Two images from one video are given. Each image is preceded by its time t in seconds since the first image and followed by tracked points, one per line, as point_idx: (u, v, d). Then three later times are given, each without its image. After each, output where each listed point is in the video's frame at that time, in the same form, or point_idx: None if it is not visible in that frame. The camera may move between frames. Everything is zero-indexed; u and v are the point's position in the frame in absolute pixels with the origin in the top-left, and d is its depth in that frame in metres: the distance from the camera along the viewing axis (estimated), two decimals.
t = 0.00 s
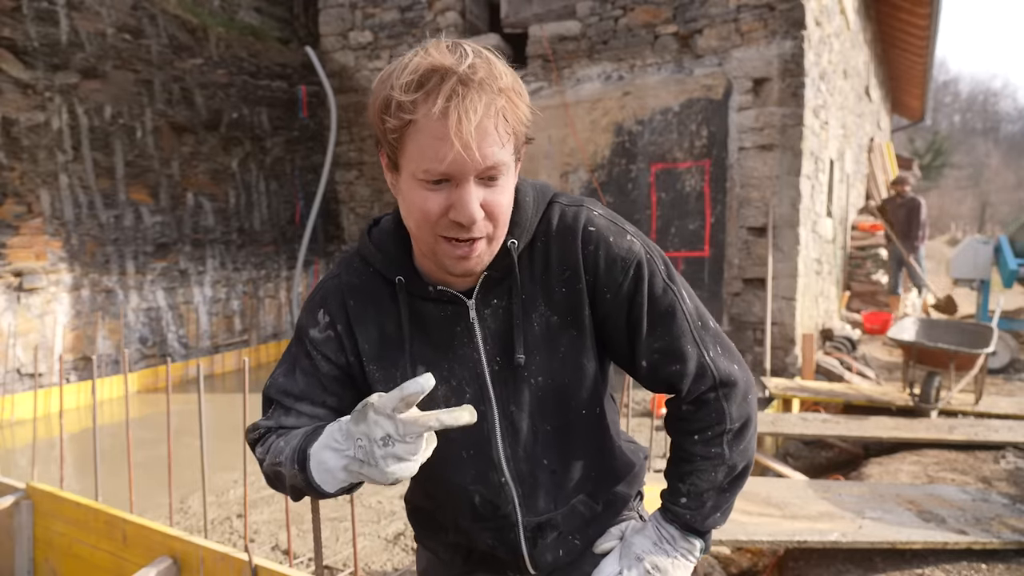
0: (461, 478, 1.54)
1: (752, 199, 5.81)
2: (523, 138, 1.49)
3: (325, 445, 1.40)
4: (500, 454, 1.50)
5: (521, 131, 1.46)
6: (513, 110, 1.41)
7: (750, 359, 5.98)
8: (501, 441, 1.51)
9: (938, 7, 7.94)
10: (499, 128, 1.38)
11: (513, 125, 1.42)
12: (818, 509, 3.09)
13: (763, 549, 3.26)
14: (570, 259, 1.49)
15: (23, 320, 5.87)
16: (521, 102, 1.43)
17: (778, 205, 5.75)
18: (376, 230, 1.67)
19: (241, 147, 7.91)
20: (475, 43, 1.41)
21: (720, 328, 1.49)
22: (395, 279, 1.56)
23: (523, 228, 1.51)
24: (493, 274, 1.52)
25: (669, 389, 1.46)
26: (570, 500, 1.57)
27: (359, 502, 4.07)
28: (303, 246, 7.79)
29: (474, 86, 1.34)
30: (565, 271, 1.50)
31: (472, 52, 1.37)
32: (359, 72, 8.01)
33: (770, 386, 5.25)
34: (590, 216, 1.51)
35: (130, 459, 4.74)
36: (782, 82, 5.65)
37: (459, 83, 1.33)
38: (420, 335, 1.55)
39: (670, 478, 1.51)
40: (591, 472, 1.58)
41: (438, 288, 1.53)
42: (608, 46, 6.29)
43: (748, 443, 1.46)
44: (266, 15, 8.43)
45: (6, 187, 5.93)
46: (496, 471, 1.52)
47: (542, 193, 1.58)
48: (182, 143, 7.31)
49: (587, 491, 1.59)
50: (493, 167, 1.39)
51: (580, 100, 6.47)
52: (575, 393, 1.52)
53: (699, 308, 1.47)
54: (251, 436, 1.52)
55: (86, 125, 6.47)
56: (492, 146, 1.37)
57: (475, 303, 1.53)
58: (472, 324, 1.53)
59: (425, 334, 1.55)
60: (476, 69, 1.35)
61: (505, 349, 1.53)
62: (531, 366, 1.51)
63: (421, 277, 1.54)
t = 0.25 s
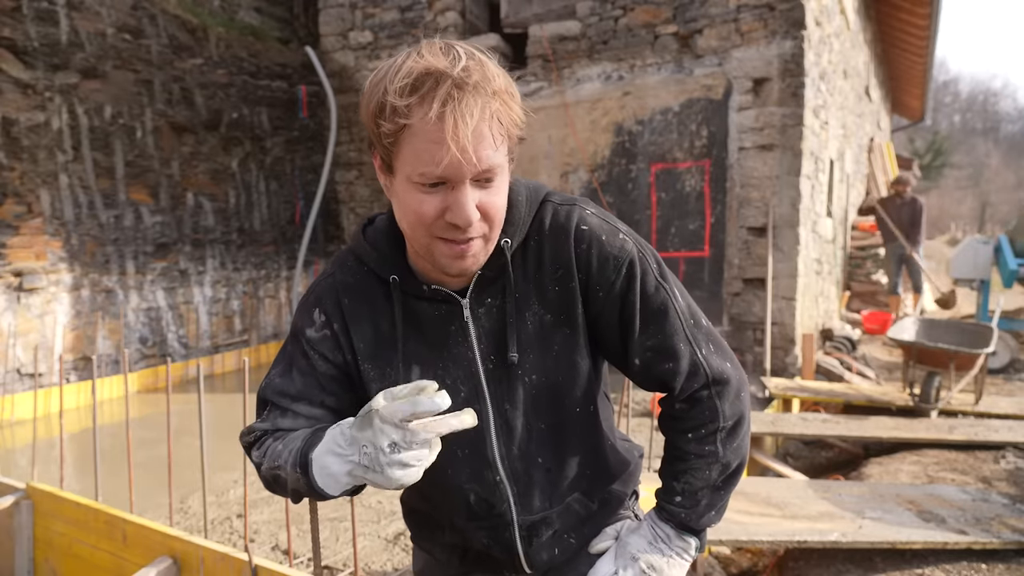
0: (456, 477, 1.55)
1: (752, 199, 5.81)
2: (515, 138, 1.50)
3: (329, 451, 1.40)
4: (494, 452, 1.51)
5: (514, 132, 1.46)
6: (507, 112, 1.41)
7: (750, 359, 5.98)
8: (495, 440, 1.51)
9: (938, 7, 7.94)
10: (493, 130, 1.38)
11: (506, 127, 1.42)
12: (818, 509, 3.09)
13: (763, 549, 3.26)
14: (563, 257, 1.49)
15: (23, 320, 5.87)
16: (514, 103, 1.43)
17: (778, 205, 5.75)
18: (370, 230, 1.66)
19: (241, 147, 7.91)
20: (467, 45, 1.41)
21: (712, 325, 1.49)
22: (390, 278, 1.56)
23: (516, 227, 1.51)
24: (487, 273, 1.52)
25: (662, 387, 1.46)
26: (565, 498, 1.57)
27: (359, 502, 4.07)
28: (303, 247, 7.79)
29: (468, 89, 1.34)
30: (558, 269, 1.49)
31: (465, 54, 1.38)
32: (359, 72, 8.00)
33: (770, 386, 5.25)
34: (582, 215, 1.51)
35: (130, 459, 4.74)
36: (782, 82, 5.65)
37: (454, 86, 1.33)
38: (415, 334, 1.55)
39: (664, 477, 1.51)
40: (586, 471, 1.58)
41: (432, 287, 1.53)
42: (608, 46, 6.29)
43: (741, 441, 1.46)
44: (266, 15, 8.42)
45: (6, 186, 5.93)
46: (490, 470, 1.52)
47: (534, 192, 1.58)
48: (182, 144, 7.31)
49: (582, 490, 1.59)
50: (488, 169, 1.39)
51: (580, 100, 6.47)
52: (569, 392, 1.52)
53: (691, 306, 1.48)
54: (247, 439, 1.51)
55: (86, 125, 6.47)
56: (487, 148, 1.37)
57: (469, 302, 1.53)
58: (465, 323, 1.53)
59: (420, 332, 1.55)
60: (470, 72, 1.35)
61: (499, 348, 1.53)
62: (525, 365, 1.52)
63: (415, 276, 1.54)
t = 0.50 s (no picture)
0: (456, 471, 1.55)
1: (752, 199, 5.81)
2: (518, 140, 1.49)
3: (359, 431, 1.41)
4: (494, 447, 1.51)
5: (517, 135, 1.46)
6: (511, 116, 1.41)
7: (750, 359, 5.98)
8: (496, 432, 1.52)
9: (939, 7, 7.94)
10: (498, 135, 1.38)
11: (510, 130, 1.42)
12: (818, 509, 3.09)
13: (763, 549, 3.27)
14: (563, 256, 1.48)
15: (23, 320, 5.87)
16: (517, 106, 1.43)
17: (778, 205, 5.75)
18: (369, 230, 1.66)
19: (241, 147, 7.91)
20: (470, 48, 1.40)
21: (712, 325, 1.49)
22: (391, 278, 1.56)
23: (517, 226, 1.51)
24: (488, 273, 1.53)
25: (662, 386, 1.45)
26: (565, 496, 1.57)
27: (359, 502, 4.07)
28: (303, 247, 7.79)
29: (474, 94, 1.33)
30: (559, 269, 1.49)
31: (469, 58, 1.37)
32: (359, 72, 8.00)
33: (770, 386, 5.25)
34: (583, 214, 1.51)
35: (130, 459, 4.74)
36: (782, 82, 5.65)
37: (459, 91, 1.32)
38: (417, 334, 1.57)
39: (665, 476, 1.51)
40: (586, 469, 1.59)
41: (433, 288, 1.53)
42: (608, 46, 6.29)
43: (740, 441, 1.46)
44: (266, 15, 8.42)
45: (6, 187, 5.92)
46: (490, 463, 1.53)
47: (535, 191, 1.58)
48: (182, 144, 7.31)
49: (582, 489, 1.59)
50: (493, 173, 1.39)
51: (580, 100, 6.47)
52: (569, 391, 1.53)
53: (691, 306, 1.48)
54: (246, 441, 1.49)
55: (86, 125, 6.47)
56: (492, 152, 1.37)
57: (470, 302, 1.54)
58: (466, 321, 1.55)
59: (420, 331, 1.57)
60: (475, 76, 1.34)
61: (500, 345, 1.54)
62: (525, 363, 1.52)
63: (416, 277, 1.55)
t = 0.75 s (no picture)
0: (457, 465, 1.57)
1: (752, 199, 5.81)
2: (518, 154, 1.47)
3: (370, 428, 1.40)
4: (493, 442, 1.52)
5: (518, 152, 1.44)
6: (511, 135, 1.38)
7: (750, 359, 5.98)
8: (495, 425, 1.53)
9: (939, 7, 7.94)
10: (499, 159, 1.36)
11: (511, 151, 1.40)
12: (818, 509, 3.09)
13: (763, 549, 3.27)
14: (563, 258, 1.48)
15: (23, 320, 5.87)
16: (517, 125, 1.40)
17: (778, 205, 5.75)
18: (369, 232, 1.65)
19: (241, 147, 7.91)
20: (469, 65, 1.36)
21: (712, 327, 1.49)
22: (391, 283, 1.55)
23: (516, 229, 1.50)
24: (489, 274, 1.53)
25: (663, 390, 1.45)
26: (564, 495, 1.58)
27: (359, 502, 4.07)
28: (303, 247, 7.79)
29: (474, 122, 1.30)
30: (558, 271, 1.49)
31: (469, 80, 1.32)
32: (359, 72, 8.00)
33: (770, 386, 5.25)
34: (582, 218, 1.51)
35: (130, 459, 4.74)
36: (782, 82, 5.66)
37: (460, 118, 1.29)
38: (417, 336, 1.58)
39: (665, 477, 1.51)
40: (586, 470, 1.59)
41: (434, 293, 1.53)
42: (608, 46, 6.29)
43: (740, 441, 1.46)
44: (266, 15, 8.42)
45: (6, 186, 5.92)
46: (490, 456, 1.54)
47: (534, 195, 1.57)
48: (182, 144, 7.31)
49: (581, 488, 1.60)
50: (494, 196, 1.38)
51: (580, 100, 6.47)
52: (568, 392, 1.53)
53: (690, 308, 1.48)
54: (245, 442, 1.49)
55: (86, 125, 6.47)
56: (492, 177, 1.36)
57: (471, 306, 1.54)
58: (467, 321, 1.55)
59: (421, 334, 1.58)
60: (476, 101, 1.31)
61: (500, 344, 1.54)
62: (525, 363, 1.52)
63: (416, 282, 1.54)
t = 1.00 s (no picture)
0: (456, 465, 1.57)
1: (752, 199, 5.81)
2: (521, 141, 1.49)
3: (362, 436, 1.41)
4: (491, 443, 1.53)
5: (520, 136, 1.46)
6: (514, 118, 1.40)
7: (750, 359, 5.98)
8: (494, 427, 1.54)
9: (938, 7, 7.94)
10: (501, 139, 1.38)
11: (513, 133, 1.41)
12: (818, 509, 3.09)
13: (763, 549, 3.27)
14: (563, 256, 1.48)
15: (23, 320, 5.87)
16: (520, 108, 1.42)
17: (778, 205, 5.75)
18: (368, 231, 1.66)
19: (241, 147, 7.92)
20: (474, 49, 1.39)
21: (712, 325, 1.49)
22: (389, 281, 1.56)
23: (516, 227, 1.51)
24: (489, 273, 1.53)
25: (663, 387, 1.45)
26: (563, 495, 1.58)
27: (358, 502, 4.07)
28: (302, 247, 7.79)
29: (477, 97, 1.32)
30: (558, 269, 1.49)
31: (474, 60, 1.35)
32: (359, 72, 8.00)
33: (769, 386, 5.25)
34: (583, 215, 1.51)
35: (130, 459, 4.74)
36: (782, 82, 5.65)
37: (463, 94, 1.31)
38: (415, 334, 1.57)
39: (665, 476, 1.50)
40: (584, 469, 1.59)
41: (432, 289, 1.53)
42: (608, 46, 6.29)
43: (740, 440, 1.46)
44: (266, 15, 8.43)
45: (6, 187, 5.92)
46: (489, 457, 1.54)
47: (535, 193, 1.58)
48: (182, 144, 7.31)
49: (579, 488, 1.60)
50: (495, 176, 1.39)
51: (580, 100, 6.47)
52: (567, 390, 1.53)
53: (691, 307, 1.48)
54: (246, 444, 1.49)
55: (86, 125, 6.47)
56: (494, 156, 1.37)
57: (471, 303, 1.54)
58: (467, 320, 1.55)
59: (418, 331, 1.57)
60: (479, 79, 1.33)
61: (500, 343, 1.54)
62: (523, 362, 1.52)
63: (415, 278, 1.54)
